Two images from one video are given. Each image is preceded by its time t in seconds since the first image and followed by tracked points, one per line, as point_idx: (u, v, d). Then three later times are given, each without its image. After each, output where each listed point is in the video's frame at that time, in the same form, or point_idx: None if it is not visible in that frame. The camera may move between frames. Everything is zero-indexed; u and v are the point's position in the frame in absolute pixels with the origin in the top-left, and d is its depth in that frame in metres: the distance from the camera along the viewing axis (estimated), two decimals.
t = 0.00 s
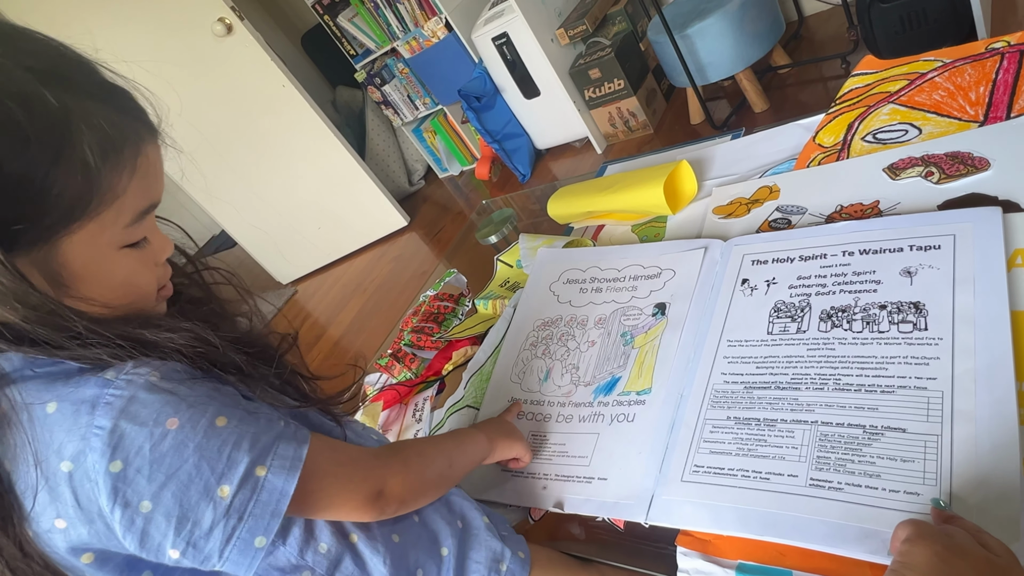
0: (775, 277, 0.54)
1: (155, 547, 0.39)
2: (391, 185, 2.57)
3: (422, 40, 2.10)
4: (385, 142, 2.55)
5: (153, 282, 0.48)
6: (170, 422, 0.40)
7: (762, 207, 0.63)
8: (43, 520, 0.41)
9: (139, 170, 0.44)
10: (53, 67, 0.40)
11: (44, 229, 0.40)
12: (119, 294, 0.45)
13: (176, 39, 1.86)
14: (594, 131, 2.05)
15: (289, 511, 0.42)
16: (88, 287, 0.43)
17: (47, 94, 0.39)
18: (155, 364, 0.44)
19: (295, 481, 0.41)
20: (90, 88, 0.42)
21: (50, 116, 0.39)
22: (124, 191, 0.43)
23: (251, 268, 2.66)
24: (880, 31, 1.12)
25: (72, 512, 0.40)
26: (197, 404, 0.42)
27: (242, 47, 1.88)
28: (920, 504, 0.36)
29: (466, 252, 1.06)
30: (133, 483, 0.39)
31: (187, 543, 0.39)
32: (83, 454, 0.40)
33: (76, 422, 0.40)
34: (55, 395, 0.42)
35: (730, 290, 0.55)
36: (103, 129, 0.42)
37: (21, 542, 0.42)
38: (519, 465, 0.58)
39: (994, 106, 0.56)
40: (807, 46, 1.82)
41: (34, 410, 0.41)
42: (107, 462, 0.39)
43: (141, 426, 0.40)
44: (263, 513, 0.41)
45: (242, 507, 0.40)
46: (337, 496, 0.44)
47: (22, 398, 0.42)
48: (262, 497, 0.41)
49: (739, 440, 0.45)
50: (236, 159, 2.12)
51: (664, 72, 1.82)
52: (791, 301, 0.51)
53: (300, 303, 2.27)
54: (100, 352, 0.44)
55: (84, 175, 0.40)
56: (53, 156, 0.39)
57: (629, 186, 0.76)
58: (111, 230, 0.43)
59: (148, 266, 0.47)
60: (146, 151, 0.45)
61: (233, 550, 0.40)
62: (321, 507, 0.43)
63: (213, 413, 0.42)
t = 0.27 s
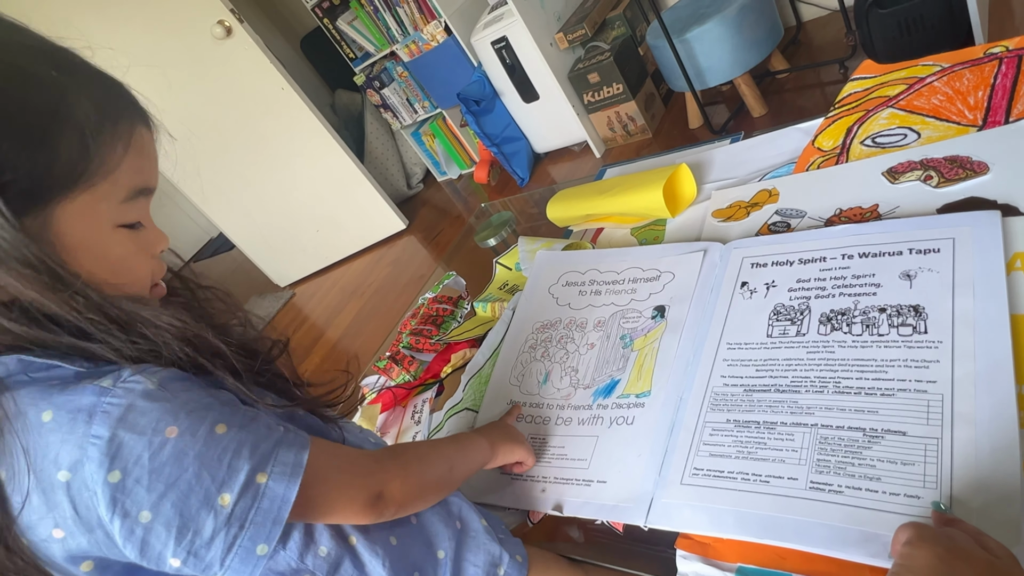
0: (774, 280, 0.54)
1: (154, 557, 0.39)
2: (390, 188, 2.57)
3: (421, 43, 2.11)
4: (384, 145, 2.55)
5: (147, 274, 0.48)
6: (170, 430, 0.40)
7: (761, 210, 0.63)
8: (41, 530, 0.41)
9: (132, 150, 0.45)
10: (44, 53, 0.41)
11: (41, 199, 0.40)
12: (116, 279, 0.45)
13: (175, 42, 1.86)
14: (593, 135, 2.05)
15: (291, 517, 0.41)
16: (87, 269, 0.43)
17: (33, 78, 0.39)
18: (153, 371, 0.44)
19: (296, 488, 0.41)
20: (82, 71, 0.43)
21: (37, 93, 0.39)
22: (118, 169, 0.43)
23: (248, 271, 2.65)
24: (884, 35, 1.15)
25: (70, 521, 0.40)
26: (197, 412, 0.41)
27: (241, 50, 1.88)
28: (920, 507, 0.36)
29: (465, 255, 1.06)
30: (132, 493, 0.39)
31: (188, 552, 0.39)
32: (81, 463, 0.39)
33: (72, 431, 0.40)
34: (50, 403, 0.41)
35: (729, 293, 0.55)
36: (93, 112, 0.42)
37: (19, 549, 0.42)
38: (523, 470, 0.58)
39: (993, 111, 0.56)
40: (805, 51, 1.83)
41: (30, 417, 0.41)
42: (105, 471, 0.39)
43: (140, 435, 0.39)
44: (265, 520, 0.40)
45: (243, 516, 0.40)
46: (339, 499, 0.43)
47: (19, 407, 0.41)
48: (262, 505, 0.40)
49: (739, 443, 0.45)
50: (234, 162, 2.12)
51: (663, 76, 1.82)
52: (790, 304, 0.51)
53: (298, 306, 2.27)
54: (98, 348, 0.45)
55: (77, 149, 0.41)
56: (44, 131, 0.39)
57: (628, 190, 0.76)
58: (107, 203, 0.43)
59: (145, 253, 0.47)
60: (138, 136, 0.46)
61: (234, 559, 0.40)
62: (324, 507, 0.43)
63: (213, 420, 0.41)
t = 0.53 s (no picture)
0: (776, 282, 0.53)
1: (165, 550, 0.38)
2: (388, 189, 2.57)
3: (420, 44, 2.11)
4: (382, 146, 2.55)
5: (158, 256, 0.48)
6: (186, 417, 0.39)
7: (762, 212, 0.63)
8: (47, 521, 0.40)
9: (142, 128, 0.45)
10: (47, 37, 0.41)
11: (57, 166, 0.39)
12: (130, 255, 0.45)
13: (173, 41, 1.85)
14: (592, 136, 2.05)
15: (305, 511, 0.41)
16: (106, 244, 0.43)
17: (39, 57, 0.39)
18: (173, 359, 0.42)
19: (309, 482, 0.41)
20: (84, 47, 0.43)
21: (44, 67, 0.39)
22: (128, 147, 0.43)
23: (246, 272, 2.64)
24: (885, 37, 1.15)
25: (79, 510, 0.39)
26: (212, 400, 0.41)
27: (240, 50, 1.87)
28: (925, 513, 0.35)
29: (463, 256, 1.05)
30: (146, 483, 0.38)
31: (200, 545, 0.38)
32: (94, 450, 0.38)
33: (87, 416, 0.39)
34: (63, 390, 0.40)
35: (730, 295, 0.55)
36: (100, 94, 0.42)
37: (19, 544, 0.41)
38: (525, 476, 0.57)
39: (995, 113, 0.56)
40: (805, 54, 1.83)
41: (47, 399, 0.40)
42: (120, 458, 0.38)
43: (157, 419, 0.39)
44: (279, 514, 0.40)
45: (257, 508, 0.39)
46: (349, 497, 0.43)
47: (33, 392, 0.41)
48: (276, 498, 0.40)
49: (740, 447, 0.44)
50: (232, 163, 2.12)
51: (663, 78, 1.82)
52: (792, 306, 0.50)
53: (295, 308, 2.26)
54: (108, 329, 0.44)
55: (87, 123, 0.41)
56: (57, 105, 0.39)
57: (628, 191, 0.75)
58: (117, 177, 0.43)
59: (153, 234, 0.47)
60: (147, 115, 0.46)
61: (247, 553, 0.39)
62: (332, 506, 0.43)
63: (229, 410, 0.41)
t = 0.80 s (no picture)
0: (776, 284, 0.53)
1: (189, 500, 0.38)
2: (388, 189, 2.57)
3: (421, 45, 2.11)
4: (383, 146, 2.55)
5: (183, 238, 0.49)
6: (220, 367, 0.39)
7: (762, 213, 0.63)
8: (67, 467, 0.38)
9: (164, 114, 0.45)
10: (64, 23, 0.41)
11: (81, 151, 0.40)
12: (156, 235, 0.46)
13: (174, 42, 1.85)
14: (592, 138, 2.05)
15: (325, 478, 0.40)
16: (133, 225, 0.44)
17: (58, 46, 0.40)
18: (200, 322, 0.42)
19: (331, 447, 0.40)
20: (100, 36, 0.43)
21: (65, 54, 0.40)
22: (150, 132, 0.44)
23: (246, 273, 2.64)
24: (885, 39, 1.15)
25: (102, 456, 0.38)
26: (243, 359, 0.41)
27: (241, 51, 1.87)
28: (925, 514, 0.35)
29: (463, 256, 1.05)
30: (177, 430, 0.37)
31: (224, 496, 0.37)
32: (128, 394, 0.38)
33: (127, 357, 0.38)
34: (105, 335, 0.40)
35: (730, 296, 0.55)
36: (121, 81, 0.43)
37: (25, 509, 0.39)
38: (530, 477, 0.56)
39: (995, 115, 0.56)
40: (804, 56, 1.83)
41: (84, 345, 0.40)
42: (157, 396, 0.37)
43: (196, 368, 0.38)
44: (303, 472, 0.39)
45: (283, 467, 0.38)
46: (360, 486, 0.43)
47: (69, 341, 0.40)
48: (302, 459, 0.39)
49: (740, 448, 0.44)
50: (233, 164, 2.12)
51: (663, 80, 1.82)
52: (792, 308, 0.50)
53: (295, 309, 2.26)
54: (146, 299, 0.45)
55: (108, 109, 0.41)
56: (79, 91, 0.40)
57: (628, 192, 0.75)
58: (143, 162, 0.43)
59: (178, 217, 0.47)
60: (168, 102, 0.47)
61: (269, 509, 0.38)
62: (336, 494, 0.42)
63: (258, 371, 0.41)
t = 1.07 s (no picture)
0: (775, 285, 0.53)
1: (177, 495, 0.38)
2: (387, 190, 2.57)
3: (420, 46, 2.11)
4: (381, 147, 2.55)
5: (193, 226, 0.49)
6: (222, 359, 0.39)
7: (761, 215, 0.63)
8: (59, 456, 0.39)
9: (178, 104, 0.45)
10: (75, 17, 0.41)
11: (99, 138, 0.40)
12: (169, 226, 0.46)
13: (173, 42, 1.85)
14: (591, 139, 2.06)
15: (317, 479, 0.40)
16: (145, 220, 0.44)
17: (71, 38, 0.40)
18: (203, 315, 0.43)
19: (326, 449, 0.41)
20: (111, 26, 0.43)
21: (79, 44, 0.40)
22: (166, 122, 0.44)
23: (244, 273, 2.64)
24: (882, 40, 1.15)
25: (93, 448, 0.38)
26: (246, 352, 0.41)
27: (239, 51, 1.87)
28: (924, 515, 0.35)
29: (461, 257, 1.05)
30: (173, 422, 0.37)
31: (214, 490, 0.38)
32: (125, 381, 0.38)
33: (127, 345, 0.39)
34: (110, 325, 0.40)
35: (729, 298, 0.55)
36: (135, 69, 0.42)
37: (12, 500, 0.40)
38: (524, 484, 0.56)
39: (994, 117, 0.56)
40: (803, 58, 1.83)
41: (84, 333, 0.40)
42: (154, 386, 0.37)
43: (195, 357, 0.39)
44: (295, 472, 0.39)
45: (276, 465, 0.39)
46: (357, 490, 0.43)
47: (68, 329, 0.41)
48: (297, 458, 0.39)
49: (739, 449, 0.44)
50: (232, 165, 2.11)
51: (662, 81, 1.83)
52: (791, 309, 0.50)
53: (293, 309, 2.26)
54: (155, 291, 0.46)
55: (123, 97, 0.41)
56: (94, 81, 0.40)
57: (628, 193, 0.75)
58: (157, 150, 0.43)
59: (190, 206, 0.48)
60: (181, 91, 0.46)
61: (259, 507, 0.39)
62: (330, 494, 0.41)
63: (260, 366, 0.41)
